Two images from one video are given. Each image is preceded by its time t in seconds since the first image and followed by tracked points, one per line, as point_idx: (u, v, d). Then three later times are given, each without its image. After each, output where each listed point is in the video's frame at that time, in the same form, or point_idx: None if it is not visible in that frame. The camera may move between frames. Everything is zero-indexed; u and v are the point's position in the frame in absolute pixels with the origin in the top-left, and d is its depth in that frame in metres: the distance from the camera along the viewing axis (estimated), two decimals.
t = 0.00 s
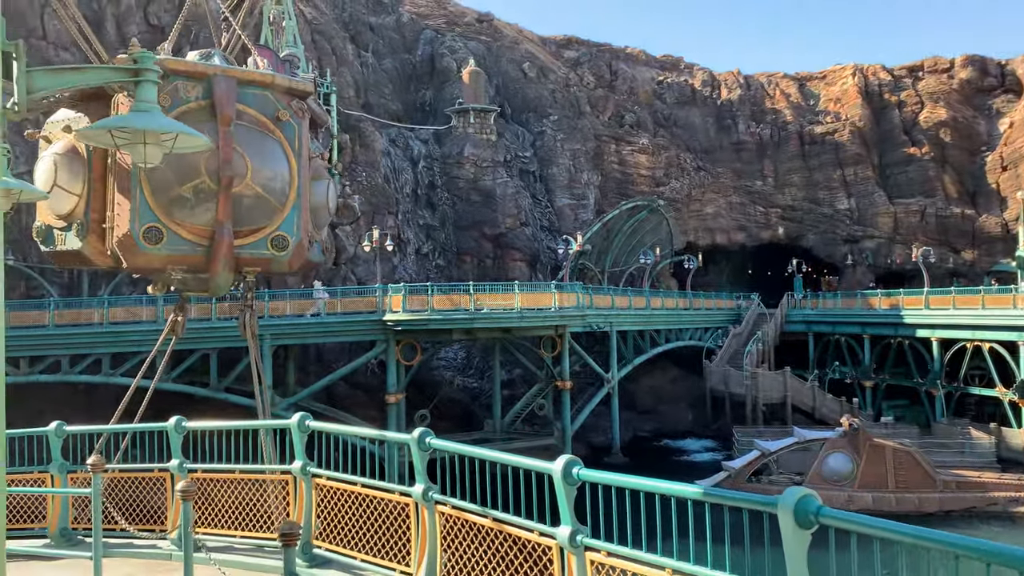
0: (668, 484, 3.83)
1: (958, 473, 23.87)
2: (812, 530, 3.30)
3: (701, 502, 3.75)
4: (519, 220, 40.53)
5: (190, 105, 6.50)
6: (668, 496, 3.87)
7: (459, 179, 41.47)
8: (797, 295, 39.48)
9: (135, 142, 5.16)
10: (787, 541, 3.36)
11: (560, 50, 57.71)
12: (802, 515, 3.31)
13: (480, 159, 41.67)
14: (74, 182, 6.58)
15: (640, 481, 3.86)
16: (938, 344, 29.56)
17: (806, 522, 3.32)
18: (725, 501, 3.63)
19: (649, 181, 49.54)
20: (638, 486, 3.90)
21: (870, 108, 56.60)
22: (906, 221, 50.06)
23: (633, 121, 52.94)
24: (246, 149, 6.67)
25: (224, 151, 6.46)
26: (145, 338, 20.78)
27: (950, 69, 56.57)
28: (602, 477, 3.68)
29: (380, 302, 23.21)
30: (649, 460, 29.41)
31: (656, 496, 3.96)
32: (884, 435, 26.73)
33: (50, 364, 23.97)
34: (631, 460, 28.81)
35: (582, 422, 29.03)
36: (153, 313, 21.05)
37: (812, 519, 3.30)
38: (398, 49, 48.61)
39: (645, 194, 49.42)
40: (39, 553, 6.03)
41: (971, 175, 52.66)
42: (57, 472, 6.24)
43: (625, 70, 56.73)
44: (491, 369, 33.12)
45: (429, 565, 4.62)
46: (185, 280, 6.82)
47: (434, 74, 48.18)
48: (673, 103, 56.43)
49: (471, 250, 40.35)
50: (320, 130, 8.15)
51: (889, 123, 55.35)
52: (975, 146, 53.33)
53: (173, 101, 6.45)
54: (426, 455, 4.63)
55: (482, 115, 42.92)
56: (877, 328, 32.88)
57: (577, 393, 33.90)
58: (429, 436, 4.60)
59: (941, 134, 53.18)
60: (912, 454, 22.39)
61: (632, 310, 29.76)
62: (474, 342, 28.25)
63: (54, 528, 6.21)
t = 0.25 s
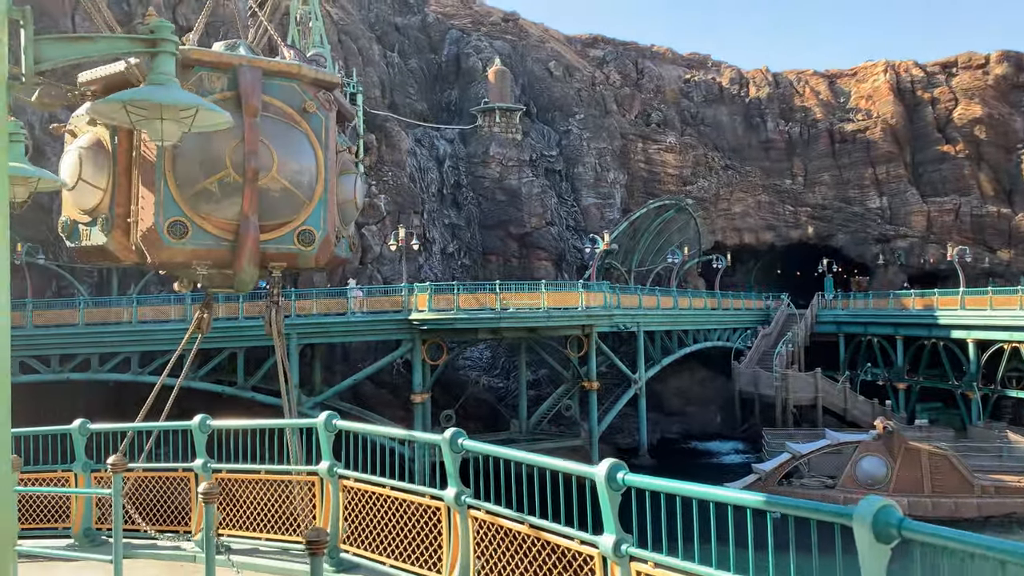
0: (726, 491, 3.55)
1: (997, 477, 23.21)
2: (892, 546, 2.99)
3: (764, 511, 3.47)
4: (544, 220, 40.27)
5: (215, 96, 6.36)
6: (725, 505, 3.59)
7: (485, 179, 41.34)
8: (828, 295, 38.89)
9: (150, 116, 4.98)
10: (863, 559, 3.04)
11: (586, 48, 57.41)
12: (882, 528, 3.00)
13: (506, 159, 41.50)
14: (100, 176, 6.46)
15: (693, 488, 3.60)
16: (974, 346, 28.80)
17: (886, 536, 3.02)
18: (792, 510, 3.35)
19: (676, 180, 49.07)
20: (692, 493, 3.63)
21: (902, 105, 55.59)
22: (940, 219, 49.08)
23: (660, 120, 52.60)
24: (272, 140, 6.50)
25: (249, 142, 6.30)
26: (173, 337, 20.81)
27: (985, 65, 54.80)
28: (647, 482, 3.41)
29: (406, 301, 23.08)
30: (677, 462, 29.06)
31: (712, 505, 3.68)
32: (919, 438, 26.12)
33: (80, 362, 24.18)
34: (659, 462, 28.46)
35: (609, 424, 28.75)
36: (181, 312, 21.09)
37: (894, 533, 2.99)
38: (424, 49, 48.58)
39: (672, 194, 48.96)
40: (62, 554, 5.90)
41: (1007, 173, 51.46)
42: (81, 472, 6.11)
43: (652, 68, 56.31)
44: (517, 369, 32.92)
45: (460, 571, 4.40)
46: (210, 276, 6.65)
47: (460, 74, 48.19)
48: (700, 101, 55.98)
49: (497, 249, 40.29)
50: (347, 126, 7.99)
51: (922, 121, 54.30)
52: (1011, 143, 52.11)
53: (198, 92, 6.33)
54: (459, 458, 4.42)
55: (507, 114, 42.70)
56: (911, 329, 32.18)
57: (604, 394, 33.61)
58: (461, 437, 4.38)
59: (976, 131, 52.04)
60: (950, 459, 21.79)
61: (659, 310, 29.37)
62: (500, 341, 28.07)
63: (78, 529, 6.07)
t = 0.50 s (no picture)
0: (787, 507, 3.32)
1: None
2: (977, 568, 2.72)
3: (829, 527, 3.23)
4: (564, 217, 39.99)
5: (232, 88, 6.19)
6: (785, 521, 3.36)
7: (504, 176, 41.15)
8: (851, 292, 38.33)
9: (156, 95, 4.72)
10: None
11: (605, 44, 57.05)
12: (969, 550, 2.73)
13: (526, 156, 41.26)
14: (116, 171, 6.31)
15: (746, 500, 3.38)
16: (1003, 344, 28.12)
17: (970, 558, 2.74)
18: (862, 528, 3.10)
19: (698, 176, 48.62)
20: (747, 506, 3.41)
21: (928, 98, 54.73)
22: (967, 215, 48.26)
23: (680, 115, 52.18)
24: (290, 133, 6.32)
25: (266, 135, 6.12)
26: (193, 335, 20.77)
27: (1013, 57, 54.11)
28: (694, 494, 3.18)
29: (425, 299, 22.91)
30: (699, 461, 28.70)
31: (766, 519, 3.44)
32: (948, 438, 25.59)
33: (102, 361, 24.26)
34: (681, 461, 28.13)
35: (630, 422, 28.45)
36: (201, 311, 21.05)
37: (979, 554, 2.71)
38: (442, 46, 48.45)
39: (693, 190, 48.50)
40: (77, 558, 5.74)
41: None
42: (96, 474, 5.95)
43: (672, 64, 55.85)
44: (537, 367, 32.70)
45: None
46: (228, 274, 6.48)
47: (479, 71, 48.01)
48: (721, 97, 55.57)
49: (516, 247, 40.12)
50: (367, 119, 7.79)
51: (948, 115, 53.38)
52: None
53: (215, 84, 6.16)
54: (486, 465, 4.20)
55: (527, 110, 42.45)
56: (937, 327, 31.56)
57: (624, 392, 33.30)
58: (489, 443, 4.16)
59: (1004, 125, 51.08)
60: (981, 459, 21.30)
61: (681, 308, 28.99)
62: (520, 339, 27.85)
63: (93, 532, 5.91)
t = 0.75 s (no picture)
0: (851, 515, 2.99)
1: None
2: None
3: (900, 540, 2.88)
4: (583, 214, 39.66)
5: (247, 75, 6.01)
6: (848, 530, 3.03)
7: (522, 173, 40.88)
8: (875, 291, 37.77)
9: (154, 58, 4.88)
10: None
11: (625, 40, 56.67)
12: None
13: (544, 152, 40.96)
14: (129, 162, 6.12)
15: (798, 507, 3.07)
16: None
17: None
18: (937, 542, 2.74)
19: (718, 172, 48.16)
20: (801, 513, 3.11)
21: (953, 93, 53.82)
22: (994, 211, 47.37)
23: (701, 111, 51.76)
24: (307, 123, 6.13)
25: (283, 124, 5.92)
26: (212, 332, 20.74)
27: None
28: (735, 497, 2.94)
29: (443, 296, 22.71)
30: (721, 461, 28.33)
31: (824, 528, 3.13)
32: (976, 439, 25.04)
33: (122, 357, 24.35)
34: (702, 461, 27.81)
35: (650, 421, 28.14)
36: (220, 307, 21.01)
37: None
38: (461, 43, 48.31)
39: (714, 187, 48.05)
40: (90, 558, 5.59)
41: None
42: (108, 472, 5.79)
43: (692, 59, 55.39)
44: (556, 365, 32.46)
45: None
46: (243, 266, 6.31)
47: (497, 68, 47.77)
48: (742, 93, 55.12)
49: (534, 244, 39.90)
50: (386, 110, 7.60)
51: (974, 110, 52.46)
52: None
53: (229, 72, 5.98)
54: (511, 465, 3.98)
55: (545, 107, 42.14)
56: (964, 325, 30.86)
57: (644, 391, 32.98)
58: (514, 442, 3.94)
59: None
60: (1011, 461, 20.79)
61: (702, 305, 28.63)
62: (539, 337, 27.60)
63: (105, 532, 5.76)
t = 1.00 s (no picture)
0: (925, 534, 2.62)
1: None
2: None
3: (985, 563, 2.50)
4: (602, 210, 39.31)
5: (263, 61, 5.81)
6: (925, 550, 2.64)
7: (541, 168, 40.56)
8: (900, 288, 37.12)
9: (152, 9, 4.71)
10: None
11: (645, 35, 56.20)
12: None
13: (563, 147, 40.63)
14: (143, 151, 5.95)
15: (861, 524, 2.74)
16: None
17: None
18: None
19: (739, 168, 47.63)
20: (867, 531, 2.76)
21: (981, 87, 52.86)
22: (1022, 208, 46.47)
23: (722, 106, 51.22)
24: (325, 111, 5.92)
25: (299, 111, 5.72)
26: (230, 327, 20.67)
27: None
28: (789, 511, 2.71)
29: (461, 292, 22.48)
30: (742, 460, 27.95)
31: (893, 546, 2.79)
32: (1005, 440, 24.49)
33: (141, 352, 24.37)
34: (722, 460, 27.45)
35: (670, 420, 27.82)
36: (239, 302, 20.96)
37: None
38: (480, 37, 48.10)
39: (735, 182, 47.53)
40: (99, 559, 5.42)
41: None
42: (119, 471, 5.61)
43: (713, 54, 54.83)
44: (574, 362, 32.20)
45: None
46: (259, 260, 6.11)
47: (516, 62, 47.46)
48: (764, 88, 54.69)
49: (553, 240, 39.61)
50: (406, 100, 7.38)
51: (1002, 104, 51.47)
52: None
53: (245, 57, 5.79)
54: (539, 470, 3.74)
55: (565, 101, 41.80)
56: (991, 323, 30.17)
57: (664, 388, 32.65)
58: (541, 445, 3.71)
59: None
60: None
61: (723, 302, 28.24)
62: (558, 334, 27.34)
63: (116, 532, 5.56)
